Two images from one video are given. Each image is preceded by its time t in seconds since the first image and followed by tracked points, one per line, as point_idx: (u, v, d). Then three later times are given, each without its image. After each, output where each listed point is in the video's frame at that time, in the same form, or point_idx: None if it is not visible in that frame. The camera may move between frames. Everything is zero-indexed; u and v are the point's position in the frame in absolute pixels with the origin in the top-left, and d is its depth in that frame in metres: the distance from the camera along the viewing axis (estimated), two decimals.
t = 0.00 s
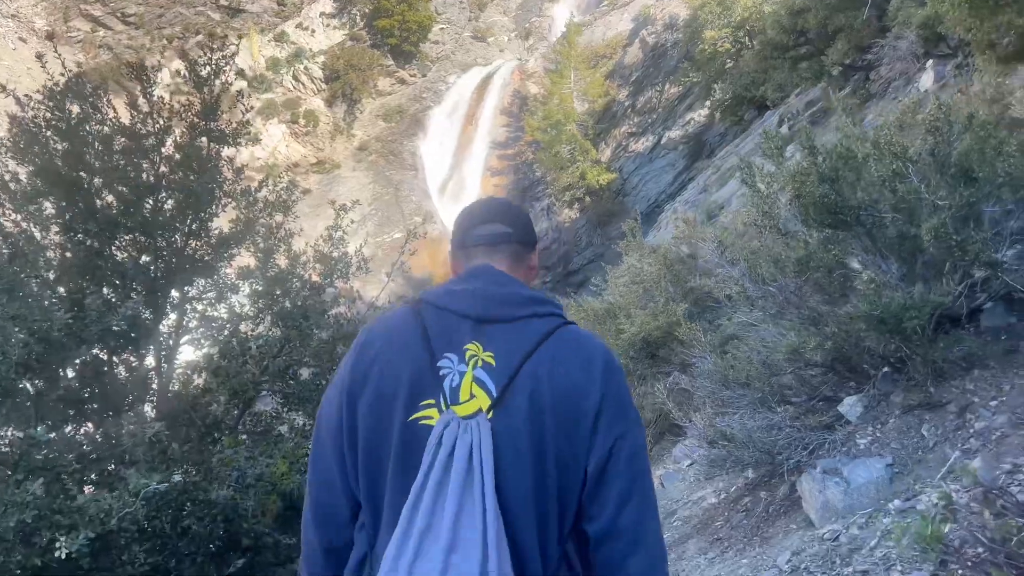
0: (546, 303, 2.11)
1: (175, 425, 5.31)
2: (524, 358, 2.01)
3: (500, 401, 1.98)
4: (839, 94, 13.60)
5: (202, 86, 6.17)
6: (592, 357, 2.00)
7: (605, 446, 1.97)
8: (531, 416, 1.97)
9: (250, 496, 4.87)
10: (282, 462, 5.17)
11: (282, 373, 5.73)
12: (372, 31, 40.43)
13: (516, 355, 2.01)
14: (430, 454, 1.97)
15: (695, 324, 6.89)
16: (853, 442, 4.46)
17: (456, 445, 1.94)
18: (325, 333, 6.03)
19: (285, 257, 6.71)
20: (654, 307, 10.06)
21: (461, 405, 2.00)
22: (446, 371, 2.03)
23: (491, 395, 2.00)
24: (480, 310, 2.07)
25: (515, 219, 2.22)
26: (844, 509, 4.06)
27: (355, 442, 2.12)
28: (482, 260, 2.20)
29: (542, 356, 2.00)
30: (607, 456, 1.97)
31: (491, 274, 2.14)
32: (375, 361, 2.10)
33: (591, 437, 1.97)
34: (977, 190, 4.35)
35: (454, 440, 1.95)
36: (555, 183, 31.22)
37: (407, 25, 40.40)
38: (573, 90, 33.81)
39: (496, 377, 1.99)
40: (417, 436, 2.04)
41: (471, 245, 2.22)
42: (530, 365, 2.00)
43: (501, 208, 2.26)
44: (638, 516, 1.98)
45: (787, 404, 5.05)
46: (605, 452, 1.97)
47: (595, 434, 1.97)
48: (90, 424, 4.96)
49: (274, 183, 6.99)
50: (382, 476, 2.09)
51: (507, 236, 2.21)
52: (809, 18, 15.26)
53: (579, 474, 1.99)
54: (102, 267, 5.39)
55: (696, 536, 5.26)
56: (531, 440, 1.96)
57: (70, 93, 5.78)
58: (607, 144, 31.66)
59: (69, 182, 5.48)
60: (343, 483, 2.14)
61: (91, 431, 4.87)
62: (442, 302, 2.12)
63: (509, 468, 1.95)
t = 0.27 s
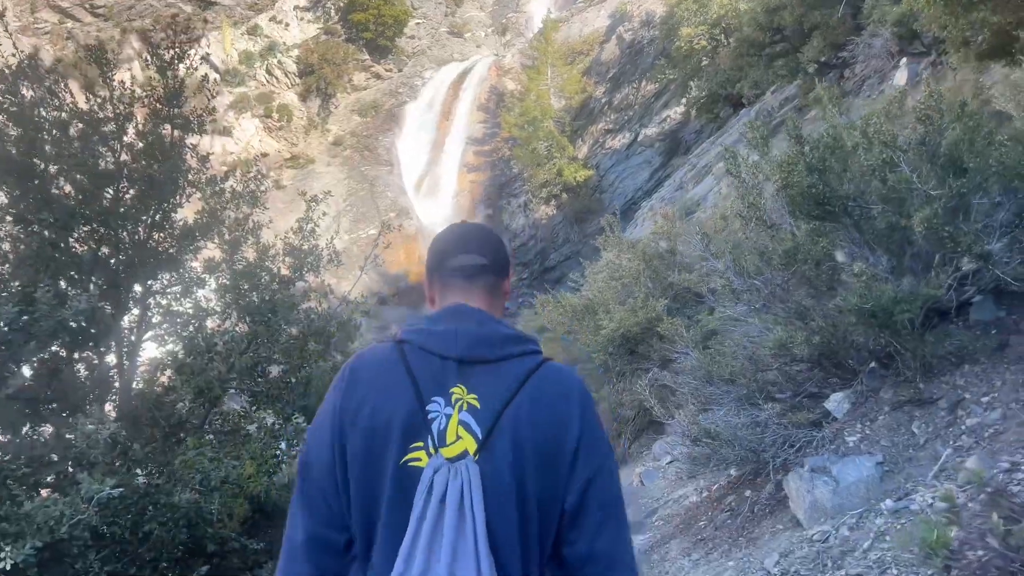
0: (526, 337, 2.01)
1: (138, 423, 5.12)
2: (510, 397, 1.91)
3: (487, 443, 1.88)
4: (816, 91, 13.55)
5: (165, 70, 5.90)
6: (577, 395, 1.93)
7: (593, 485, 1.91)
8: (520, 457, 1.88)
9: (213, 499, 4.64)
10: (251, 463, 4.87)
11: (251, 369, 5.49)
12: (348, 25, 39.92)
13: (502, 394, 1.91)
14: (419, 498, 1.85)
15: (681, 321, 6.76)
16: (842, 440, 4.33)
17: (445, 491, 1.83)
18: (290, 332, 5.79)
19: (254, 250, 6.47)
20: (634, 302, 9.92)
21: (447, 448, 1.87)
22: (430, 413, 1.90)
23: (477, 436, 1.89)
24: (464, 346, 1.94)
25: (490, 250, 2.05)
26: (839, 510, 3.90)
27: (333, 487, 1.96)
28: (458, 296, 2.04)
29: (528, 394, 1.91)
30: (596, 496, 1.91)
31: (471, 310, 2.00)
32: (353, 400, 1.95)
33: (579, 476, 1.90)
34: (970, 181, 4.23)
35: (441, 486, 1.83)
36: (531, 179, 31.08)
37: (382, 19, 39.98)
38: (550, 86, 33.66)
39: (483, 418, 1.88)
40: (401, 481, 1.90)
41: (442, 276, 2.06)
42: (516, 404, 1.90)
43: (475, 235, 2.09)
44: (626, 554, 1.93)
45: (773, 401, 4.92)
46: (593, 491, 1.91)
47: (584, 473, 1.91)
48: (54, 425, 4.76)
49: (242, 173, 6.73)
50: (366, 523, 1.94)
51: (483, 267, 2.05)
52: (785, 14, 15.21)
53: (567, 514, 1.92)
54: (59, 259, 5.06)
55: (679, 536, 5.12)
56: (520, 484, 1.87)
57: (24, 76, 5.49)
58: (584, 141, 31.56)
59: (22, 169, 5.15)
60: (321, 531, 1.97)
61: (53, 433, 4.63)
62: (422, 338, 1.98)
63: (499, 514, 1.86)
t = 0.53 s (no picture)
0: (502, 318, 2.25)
1: (108, 421, 4.88)
2: (499, 373, 2.14)
3: (482, 414, 2.11)
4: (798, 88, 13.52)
5: (137, 53, 5.67)
6: (553, 367, 2.20)
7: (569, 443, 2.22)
8: (511, 426, 2.13)
9: (188, 501, 4.42)
10: (227, 462, 4.68)
11: (227, 364, 5.29)
12: (326, 19, 39.50)
13: (492, 370, 2.14)
14: (426, 471, 2.03)
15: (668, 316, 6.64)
16: (840, 436, 4.22)
17: (451, 460, 2.04)
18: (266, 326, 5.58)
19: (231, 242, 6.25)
20: (618, 298, 9.81)
21: (446, 421, 2.08)
22: (427, 391, 2.09)
23: (472, 409, 2.11)
24: (453, 331, 2.15)
25: (459, 235, 2.27)
26: (838, 509, 3.78)
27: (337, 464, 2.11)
28: (435, 281, 2.25)
29: (514, 369, 2.16)
30: (570, 451, 2.23)
31: (456, 298, 2.20)
32: (354, 383, 2.10)
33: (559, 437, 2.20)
34: (970, 170, 4.14)
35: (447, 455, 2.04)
36: (512, 176, 30.95)
37: (361, 13, 39.58)
38: (531, 82, 33.51)
39: (478, 393, 2.11)
40: (404, 455, 2.09)
41: (420, 264, 2.27)
42: (506, 379, 2.14)
43: (445, 227, 2.29)
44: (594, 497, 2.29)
45: (766, 397, 4.81)
46: (569, 448, 2.22)
47: (561, 434, 2.21)
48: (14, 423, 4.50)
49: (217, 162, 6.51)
50: (371, 494, 2.11)
51: (455, 252, 2.27)
52: (767, 11, 15.17)
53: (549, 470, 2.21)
54: (26, 250, 4.76)
55: (669, 536, 4.99)
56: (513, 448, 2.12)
57: None
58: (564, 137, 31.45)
59: None
60: (329, 505, 2.12)
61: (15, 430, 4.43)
62: (413, 325, 2.17)
63: (495, 475, 2.10)
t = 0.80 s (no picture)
0: (473, 326, 2.24)
1: (87, 416, 4.74)
2: (470, 382, 2.14)
3: (454, 424, 2.12)
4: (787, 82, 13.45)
5: (117, 33, 5.45)
6: (524, 373, 2.19)
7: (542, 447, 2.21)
8: (482, 434, 2.13)
9: (170, 500, 4.24)
10: (211, 459, 4.49)
11: (211, 358, 5.09)
12: (310, 10, 39.09)
13: (463, 380, 2.13)
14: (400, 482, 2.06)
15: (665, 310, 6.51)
16: (848, 433, 4.09)
17: (423, 472, 2.05)
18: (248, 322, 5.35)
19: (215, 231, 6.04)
20: (609, 292, 9.68)
21: (419, 433, 2.09)
22: (399, 404, 2.10)
23: (444, 419, 2.11)
24: (423, 342, 2.14)
25: (425, 248, 2.26)
26: (846, 509, 3.67)
27: (314, 477, 2.13)
28: (404, 295, 2.24)
29: (485, 378, 2.15)
30: (544, 455, 2.22)
31: (425, 311, 2.19)
32: (327, 398, 2.12)
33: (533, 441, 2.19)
34: (980, 159, 4.11)
35: (420, 466, 2.06)
36: (498, 169, 30.78)
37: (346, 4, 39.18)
38: (517, 75, 33.30)
39: (449, 404, 2.11)
40: (379, 466, 2.10)
41: (389, 279, 2.25)
42: (476, 388, 2.14)
43: (407, 241, 2.27)
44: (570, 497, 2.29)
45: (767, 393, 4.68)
46: (542, 451, 2.22)
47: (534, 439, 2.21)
48: None
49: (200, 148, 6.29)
50: (349, 504, 2.14)
51: (422, 265, 2.26)
52: (756, 5, 15.07)
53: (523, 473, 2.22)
54: None
55: (668, 534, 4.86)
56: (485, 456, 2.13)
57: None
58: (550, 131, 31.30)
59: None
60: (308, 515, 2.15)
61: None
62: (383, 338, 2.16)
63: (468, 483, 2.12)
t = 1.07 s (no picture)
0: (439, 330, 2.46)
1: (67, 411, 4.56)
2: (430, 380, 2.36)
3: (415, 418, 2.33)
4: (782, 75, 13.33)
5: (99, 15, 5.25)
6: (482, 374, 2.42)
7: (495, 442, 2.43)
8: (440, 428, 2.35)
9: (152, 500, 4.05)
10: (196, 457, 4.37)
11: (196, 351, 4.90)
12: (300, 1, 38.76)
13: (424, 379, 2.36)
14: (362, 470, 2.26)
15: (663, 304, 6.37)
16: (855, 429, 3.97)
17: (383, 460, 2.27)
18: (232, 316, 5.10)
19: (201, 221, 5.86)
20: (603, 286, 9.54)
21: (381, 425, 2.30)
22: (364, 398, 2.32)
23: (406, 413, 2.33)
24: (390, 344, 2.37)
25: (403, 252, 2.50)
26: (852, 508, 3.57)
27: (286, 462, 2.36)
28: (380, 294, 2.48)
29: (445, 377, 2.38)
30: (496, 448, 2.44)
31: (394, 315, 2.42)
32: (300, 390, 2.34)
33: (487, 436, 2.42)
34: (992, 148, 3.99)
35: (380, 455, 2.27)
36: (489, 164, 30.61)
37: None
38: (508, 68, 33.09)
39: (410, 400, 2.33)
40: (344, 454, 2.32)
41: (368, 279, 2.49)
42: (436, 386, 2.36)
43: (386, 249, 2.52)
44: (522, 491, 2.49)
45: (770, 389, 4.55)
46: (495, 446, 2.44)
47: (487, 434, 2.43)
48: None
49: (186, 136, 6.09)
50: (316, 489, 2.36)
51: (400, 269, 2.50)
52: None
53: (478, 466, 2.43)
54: None
55: (667, 534, 4.74)
56: (441, 448, 2.35)
57: None
58: (542, 125, 31.12)
59: None
60: (279, 496, 2.38)
61: None
62: (355, 339, 2.39)
63: (425, 472, 2.34)
